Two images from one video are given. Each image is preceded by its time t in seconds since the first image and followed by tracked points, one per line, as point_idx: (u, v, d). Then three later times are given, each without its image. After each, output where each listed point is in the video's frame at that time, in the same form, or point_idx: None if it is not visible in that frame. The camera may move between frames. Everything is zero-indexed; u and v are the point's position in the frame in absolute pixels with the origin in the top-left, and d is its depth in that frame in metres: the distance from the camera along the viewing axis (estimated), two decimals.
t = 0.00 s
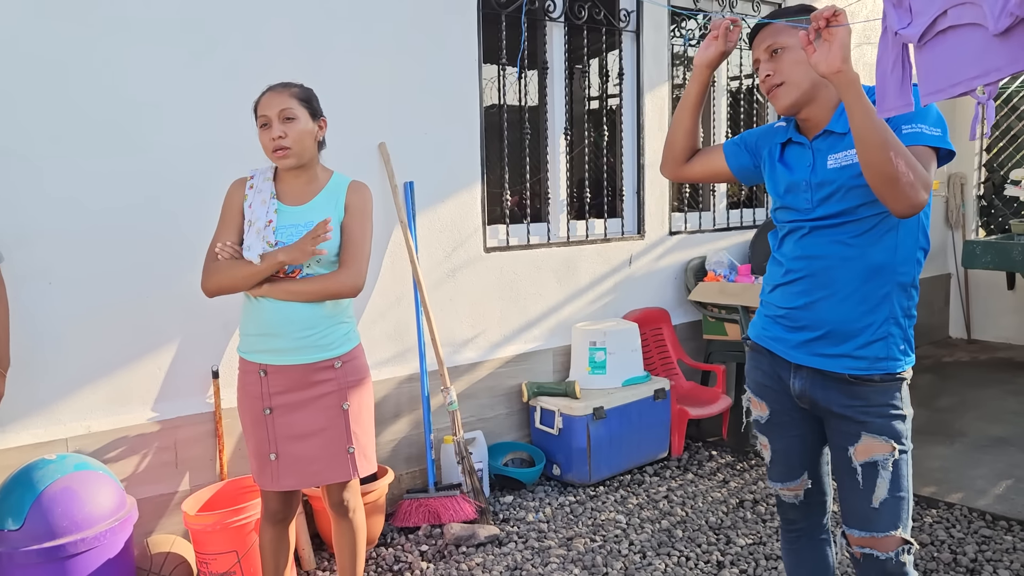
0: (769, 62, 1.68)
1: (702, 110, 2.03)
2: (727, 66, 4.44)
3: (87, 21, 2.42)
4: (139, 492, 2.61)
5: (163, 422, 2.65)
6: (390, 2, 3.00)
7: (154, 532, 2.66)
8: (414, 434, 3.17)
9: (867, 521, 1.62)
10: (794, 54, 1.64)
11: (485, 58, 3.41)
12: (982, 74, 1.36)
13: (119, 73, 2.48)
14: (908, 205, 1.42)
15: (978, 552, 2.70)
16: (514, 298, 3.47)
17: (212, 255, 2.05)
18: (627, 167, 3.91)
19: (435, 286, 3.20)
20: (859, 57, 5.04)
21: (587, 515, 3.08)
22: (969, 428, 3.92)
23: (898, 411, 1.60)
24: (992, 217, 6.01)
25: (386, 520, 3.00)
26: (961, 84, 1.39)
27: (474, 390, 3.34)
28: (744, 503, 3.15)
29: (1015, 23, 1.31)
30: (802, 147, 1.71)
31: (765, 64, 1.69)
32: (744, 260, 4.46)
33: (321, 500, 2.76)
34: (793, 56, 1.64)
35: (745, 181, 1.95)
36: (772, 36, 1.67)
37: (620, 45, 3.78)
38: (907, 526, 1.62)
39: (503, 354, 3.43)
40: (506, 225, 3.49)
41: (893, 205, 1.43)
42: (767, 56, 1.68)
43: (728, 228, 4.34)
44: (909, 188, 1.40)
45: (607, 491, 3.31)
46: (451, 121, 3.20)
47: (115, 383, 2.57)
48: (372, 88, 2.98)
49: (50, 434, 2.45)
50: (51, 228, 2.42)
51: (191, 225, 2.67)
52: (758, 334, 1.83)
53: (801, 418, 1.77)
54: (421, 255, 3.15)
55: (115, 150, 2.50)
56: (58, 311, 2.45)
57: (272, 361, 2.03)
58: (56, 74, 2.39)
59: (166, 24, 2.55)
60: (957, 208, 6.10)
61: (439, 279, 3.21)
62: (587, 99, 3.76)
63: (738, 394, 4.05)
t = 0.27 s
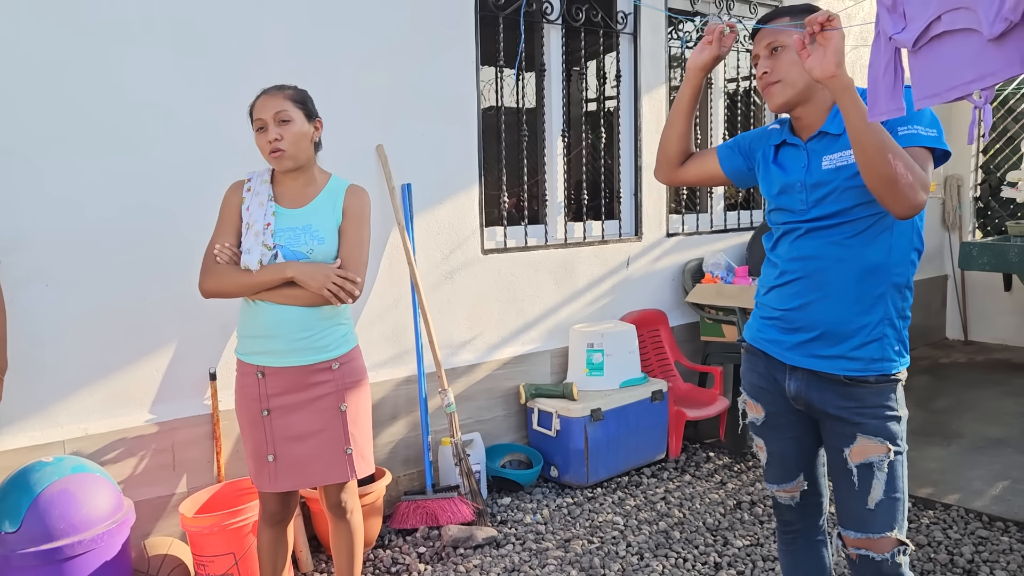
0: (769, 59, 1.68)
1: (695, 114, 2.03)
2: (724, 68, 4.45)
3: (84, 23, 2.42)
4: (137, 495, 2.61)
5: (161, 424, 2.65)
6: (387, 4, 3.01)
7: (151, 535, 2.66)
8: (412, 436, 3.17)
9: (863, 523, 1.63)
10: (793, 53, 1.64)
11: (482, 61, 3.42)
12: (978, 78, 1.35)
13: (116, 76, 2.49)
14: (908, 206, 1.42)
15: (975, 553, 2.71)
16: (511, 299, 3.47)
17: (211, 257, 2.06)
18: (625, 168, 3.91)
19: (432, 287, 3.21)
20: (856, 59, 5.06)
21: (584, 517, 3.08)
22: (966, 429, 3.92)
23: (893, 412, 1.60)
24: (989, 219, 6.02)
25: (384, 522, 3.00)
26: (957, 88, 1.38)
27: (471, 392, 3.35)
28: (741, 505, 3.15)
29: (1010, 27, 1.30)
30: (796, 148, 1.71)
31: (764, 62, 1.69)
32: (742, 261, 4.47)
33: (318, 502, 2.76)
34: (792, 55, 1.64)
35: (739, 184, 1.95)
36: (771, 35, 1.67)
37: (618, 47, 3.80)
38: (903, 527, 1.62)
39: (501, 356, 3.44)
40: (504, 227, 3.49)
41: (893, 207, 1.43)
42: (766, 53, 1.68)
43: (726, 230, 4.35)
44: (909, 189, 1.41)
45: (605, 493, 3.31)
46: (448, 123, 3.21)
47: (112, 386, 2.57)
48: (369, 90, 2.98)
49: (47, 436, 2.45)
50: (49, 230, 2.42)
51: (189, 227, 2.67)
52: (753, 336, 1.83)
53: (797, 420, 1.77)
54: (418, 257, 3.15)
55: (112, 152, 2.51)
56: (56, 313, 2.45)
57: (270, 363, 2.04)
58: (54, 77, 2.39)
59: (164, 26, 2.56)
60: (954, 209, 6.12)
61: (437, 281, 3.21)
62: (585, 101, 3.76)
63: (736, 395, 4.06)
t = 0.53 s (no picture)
0: (767, 60, 1.68)
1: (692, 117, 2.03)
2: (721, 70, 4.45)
3: (82, 25, 2.42)
4: (133, 497, 2.61)
5: (158, 426, 2.64)
6: (384, 6, 3.01)
7: (148, 537, 2.65)
8: (409, 438, 3.17)
9: (859, 525, 1.63)
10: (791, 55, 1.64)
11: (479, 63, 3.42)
12: (981, 82, 1.36)
13: (114, 78, 2.49)
14: (904, 210, 1.43)
15: (972, 555, 2.71)
16: (508, 301, 3.47)
17: (206, 263, 2.05)
18: (622, 170, 3.91)
19: (429, 290, 3.21)
20: (853, 62, 5.07)
21: (582, 519, 3.08)
22: (962, 431, 3.93)
23: (888, 414, 1.61)
24: (985, 221, 6.03)
25: (381, 525, 2.99)
26: (960, 92, 1.39)
27: (469, 394, 3.35)
28: (739, 507, 3.15)
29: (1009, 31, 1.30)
30: (792, 151, 1.72)
31: (761, 62, 1.69)
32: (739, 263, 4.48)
33: (315, 504, 2.76)
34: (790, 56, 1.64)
35: (735, 187, 1.95)
36: (770, 36, 1.67)
37: (615, 49, 3.82)
38: (899, 529, 1.62)
39: (498, 358, 3.44)
40: (501, 229, 3.49)
41: (889, 211, 1.43)
42: (764, 54, 1.67)
43: (723, 232, 4.36)
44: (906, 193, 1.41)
45: (602, 495, 3.31)
46: (446, 125, 3.21)
47: (108, 388, 2.57)
48: (366, 92, 2.98)
49: (44, 438, 2.45)
50: (46, 232, 2.42)
51: (186, 229, 2.67)
52: (750, 338, 1.83)
53: (793, 421, 1.77)
54: (415, 259, 3.15)
55: (109, 154, 2.51)
56: (53, 315, 2.45)
57: (267, 365, 2.03)
58: (51, 79, 2.39)
59: (161, 28, 2.56)
60: (950, 211, 6.13)
61: (434, 283, 3.21)
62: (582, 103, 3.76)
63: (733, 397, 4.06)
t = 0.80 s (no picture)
0: (761, 60, 1.68)
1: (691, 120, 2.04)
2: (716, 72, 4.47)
3: (77, 27, 2.42)
4: (128, 500, 2.60)
5: (153, 428, 2.64)
6: (380, 9, 3.02)
7: (143, 540, 2.65)
8: (405, 439, 3.17)
9: (851, 526, 1.63)
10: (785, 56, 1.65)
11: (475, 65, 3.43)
12: (983, 83, 1.42)
13: (109, 80, 2.49)
14: (891, 213, 1.43)
15: (966, 556, 2.72)
16: (504, 303, 3.47)
17: (201, 266, 2.04)
18: (617, 172, 3.92)
19: (425, 292, 3.21)
20: (847, 64, 5.08)
21: (577, 521, 3.08)
22: (957, 432, 3.94)
23: (878, 415, 1.61)
24: (979, 223, 6.05)
25: (376, 527, 2.99)
26: (964, 92, 1.46)
27: (464, 396, 3.35)
28: (734, 508, 3.16)
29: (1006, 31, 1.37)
30: (785, 152, 1.72)
31: (756, 61, 1.70)
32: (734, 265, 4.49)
33: (310, 506, 2.76)
34: (784, 57, 1.65)
35: (733, 189, 1.96)
36: (765, 36, 1.68)
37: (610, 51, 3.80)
38: (892, 530, 1.63)
39: (493, 359, 3.44)
40: (496, 231, 3.49)
41: (876, 213, 1.44)
42: (759, 54, 1.68)
43: (718, 234, 4.37)
44: (894, 195, 1.42)
45: (597, 497, 3.32)
46: (441, 127, 3.21)
47: (103, 390, 2.57)
48: (361, 94, 2.99)
49: (38, 441, 2.45)
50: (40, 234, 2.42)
51: (181, 231, 2.67)
52: (742, 337, 1.84)
53: (785, 423, 1.78)
54: (411, 261, 3.16)
55: (104, 156, 2.50)
56: (47, 317, 2.44)
57: (262, 367, 2.03)
58: (46, 80, 2.39)
59: (156, 30, 2.56)
60: (944, 213, 6.16)
61: (429, 285, 3.21)
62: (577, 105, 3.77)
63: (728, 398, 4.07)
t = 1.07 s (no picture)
0: (753, 62, 1.68)
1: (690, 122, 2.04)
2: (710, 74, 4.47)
3: (70, 28, 2.42)
4: (121, 502, 2.59)
5: (147, 430, 2.63)
6: (374, 10, 3.02)
7: (137, 542, 2.64)
8: (399, 441, 3.17)
9: (842, 527, 1.64)
10: (775, 59, 1.64)
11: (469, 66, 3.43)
12: (966, 86, 1.45)
13: (102, 81, 2.48)
14: (877, 215, 1.44)
15: (959, 556, 2.72)
16: (498, 304, 3.47)
17: (194, 267, 2.04)
18: (612, 173, 3.92)
19: (419, 293, 3.21)
20: (842, 65, 5.10)
21: (571, 522, 3.08)
22: (950, 432, 3.96)
23: (868, 417, 1.61)
24: (973, 224, 6.07)
25: (371, 528, 2.99)
26: (946, 95, 1.49)
27: (459, 397, 3.35)
28: (728, 509, 3.16)
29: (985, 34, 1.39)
30: (776, 154, 1.73)
31: (748, 64, 1.69)
32: (728, 266, 4.50)
33: (305, 508, 2.76)
34: (774, 60, 1.64)
35: (729, 190, 1.96)
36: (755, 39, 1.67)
37: (605, 53, 3.81)
38: (882, 531, 1.63)
39: (488, 361, 3.44)
40: (491, 232, 3.50)
41: (862, 216, 1.44)
42: (750, 57, 1.67)
43: (712, 235, 4.37)
44: (879, 198, 1.42)
45: (592, 497, 3.32)
46: (435, 128, 3.21)
47: (97, 392, 2.56)
48: (356, 95, 2.99)
49: (32, 443, 2.44)
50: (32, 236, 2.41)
51: (175, 233, 2.67)
52: (733, 338, 1.85)
53: (776, 423, 1.78)
54: (405, 262, 3.16)
55: (98, 157, 2.50)
56: (40, 318, 2.44)
57: (256, 369, 2.03)
58: (39, 81, 2.38)
59: (150, 31, 2.55)
60: (938, 214, 6.18)
61: (424, 287, 3.21)
62: (572, 106, 3.77)
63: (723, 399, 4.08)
